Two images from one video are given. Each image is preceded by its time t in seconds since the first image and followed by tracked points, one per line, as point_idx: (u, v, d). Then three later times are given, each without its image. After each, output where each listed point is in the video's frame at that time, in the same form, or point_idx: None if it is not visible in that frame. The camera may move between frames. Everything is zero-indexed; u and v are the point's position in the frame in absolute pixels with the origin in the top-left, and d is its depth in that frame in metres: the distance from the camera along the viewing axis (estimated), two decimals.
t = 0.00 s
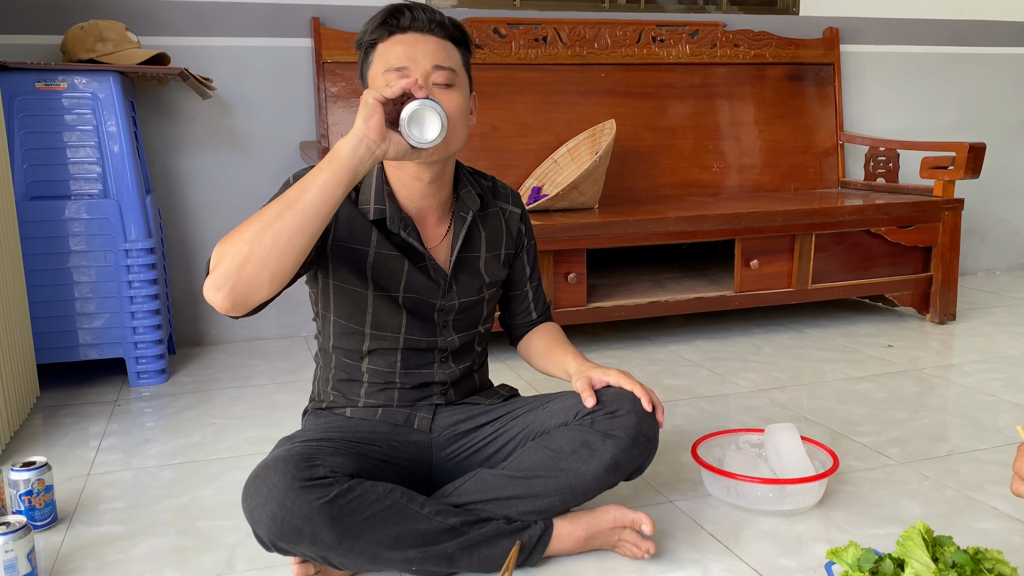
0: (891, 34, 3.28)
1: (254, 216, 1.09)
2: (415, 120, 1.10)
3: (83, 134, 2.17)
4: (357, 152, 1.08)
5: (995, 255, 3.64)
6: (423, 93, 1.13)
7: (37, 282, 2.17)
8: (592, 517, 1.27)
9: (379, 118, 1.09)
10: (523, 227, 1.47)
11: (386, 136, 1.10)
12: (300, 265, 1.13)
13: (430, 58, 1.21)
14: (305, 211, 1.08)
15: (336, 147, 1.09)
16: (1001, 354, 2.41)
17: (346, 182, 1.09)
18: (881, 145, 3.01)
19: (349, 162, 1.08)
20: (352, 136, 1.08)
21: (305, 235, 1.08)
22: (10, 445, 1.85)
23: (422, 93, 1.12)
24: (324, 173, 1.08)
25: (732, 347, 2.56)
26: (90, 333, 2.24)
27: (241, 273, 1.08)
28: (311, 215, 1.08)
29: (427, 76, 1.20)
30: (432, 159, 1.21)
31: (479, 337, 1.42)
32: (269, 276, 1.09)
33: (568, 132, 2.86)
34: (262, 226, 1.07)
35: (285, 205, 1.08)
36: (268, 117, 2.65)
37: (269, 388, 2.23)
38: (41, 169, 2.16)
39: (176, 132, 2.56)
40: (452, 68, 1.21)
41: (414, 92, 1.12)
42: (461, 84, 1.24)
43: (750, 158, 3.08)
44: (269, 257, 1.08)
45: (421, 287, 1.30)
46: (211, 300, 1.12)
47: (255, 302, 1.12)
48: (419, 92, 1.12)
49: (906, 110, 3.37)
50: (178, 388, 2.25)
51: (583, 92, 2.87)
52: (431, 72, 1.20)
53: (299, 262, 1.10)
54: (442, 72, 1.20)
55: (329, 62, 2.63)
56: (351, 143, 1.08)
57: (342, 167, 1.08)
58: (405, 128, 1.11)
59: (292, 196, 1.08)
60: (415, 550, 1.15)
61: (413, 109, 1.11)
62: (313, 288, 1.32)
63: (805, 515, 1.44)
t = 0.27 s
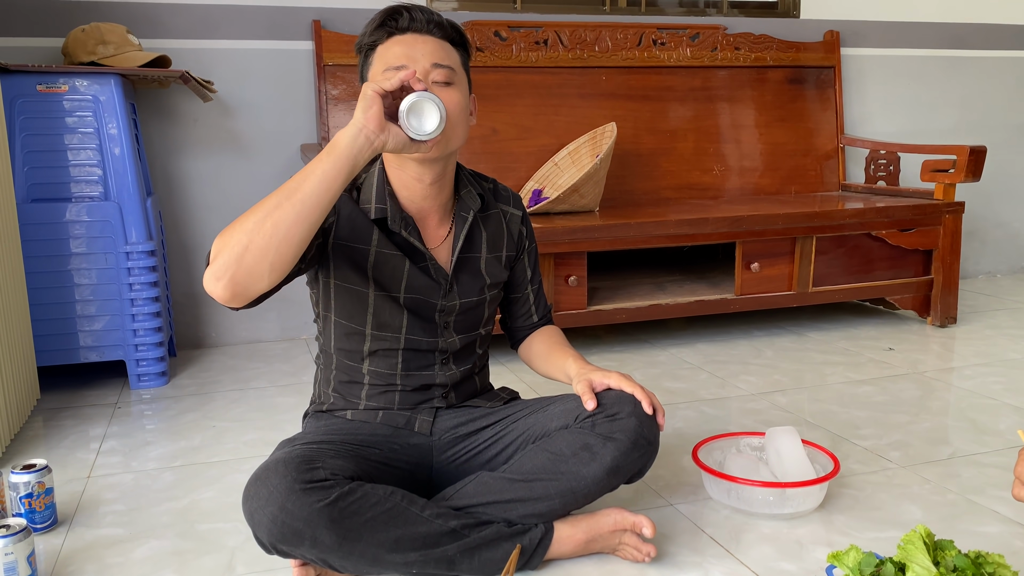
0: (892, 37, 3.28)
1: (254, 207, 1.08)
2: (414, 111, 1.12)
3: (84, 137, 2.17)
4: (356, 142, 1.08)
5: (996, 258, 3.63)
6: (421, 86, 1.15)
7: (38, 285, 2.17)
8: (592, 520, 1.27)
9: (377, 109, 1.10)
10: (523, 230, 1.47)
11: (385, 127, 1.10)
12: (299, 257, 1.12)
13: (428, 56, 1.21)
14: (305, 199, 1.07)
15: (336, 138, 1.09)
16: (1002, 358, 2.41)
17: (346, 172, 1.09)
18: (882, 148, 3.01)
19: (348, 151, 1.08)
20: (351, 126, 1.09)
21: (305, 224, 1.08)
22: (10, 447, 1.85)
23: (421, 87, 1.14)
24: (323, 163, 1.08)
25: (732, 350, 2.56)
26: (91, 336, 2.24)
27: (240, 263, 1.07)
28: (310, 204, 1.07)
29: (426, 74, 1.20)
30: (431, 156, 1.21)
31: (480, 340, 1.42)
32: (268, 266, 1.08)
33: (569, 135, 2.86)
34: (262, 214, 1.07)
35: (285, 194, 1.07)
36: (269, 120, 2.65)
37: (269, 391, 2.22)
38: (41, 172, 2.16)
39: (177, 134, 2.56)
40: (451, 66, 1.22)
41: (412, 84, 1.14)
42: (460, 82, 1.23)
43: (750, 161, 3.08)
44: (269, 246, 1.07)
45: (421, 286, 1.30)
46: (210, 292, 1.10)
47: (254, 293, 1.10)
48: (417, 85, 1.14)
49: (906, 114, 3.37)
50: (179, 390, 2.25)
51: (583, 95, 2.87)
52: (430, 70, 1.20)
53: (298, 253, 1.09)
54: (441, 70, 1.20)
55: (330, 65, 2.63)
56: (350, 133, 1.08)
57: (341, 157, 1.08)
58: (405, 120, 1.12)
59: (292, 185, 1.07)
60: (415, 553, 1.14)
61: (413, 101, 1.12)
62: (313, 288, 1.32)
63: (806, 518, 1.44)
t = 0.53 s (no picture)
0: (893, 39, 3.28)
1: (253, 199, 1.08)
2: (412, 103, 1.11)
3: (85, 138, 2.17)
4: (354, 134, 1.08)
5: (996, 260, 3.63)
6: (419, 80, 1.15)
7: (37, 285, 2.17)
8: (593, 522, 1.27)
9: (374, 102, 1.10)
10: (524, 230, 1.47)
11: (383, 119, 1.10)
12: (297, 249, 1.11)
13: (426, 54, 1.21)
14: (303, 190, 1.07)
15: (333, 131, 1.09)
16: (1003, 360, 2.40)
17: (344, 164, 1.09)
18: (882, 150, 3.01)
19: (346, 142, 1.08)
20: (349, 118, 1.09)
21: (304, 215, 1.07)
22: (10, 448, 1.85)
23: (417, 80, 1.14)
24: (321, 154, 1.08)
25: (733, 351, 2.55)
26: (91, 337, 2.24)
27: (239, 254, 1.07)
28: (308, 196, 1.07)
29: (424, 73, 1.20)
30: (429, 154, 1.20)
31: (481, 341, 1.42)
32: (266, 257, 1.07)
33: (570, 136, 2.86)
34: (260, 206, 1.06)
35: (283, 186, 1.07)
36: (270, 121, 2.65)
37: (269, 392, 2.22)
38: (42, 172, 2.16)
39: (178, 135, 2.56)
40: (449, 65, 1.21)
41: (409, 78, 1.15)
42: (458, 80, 1.23)
43: (751, 162, 3.08)
44: (267, 238, 1.06)
45: (422, 286, 1.30)
46: (208, 285, 1.10)
47: (253, 286, 1.10)
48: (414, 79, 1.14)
49: (907, 115, 3.37)
50: (179, 391, 2.25)
51: (584, 96, 2.87)
52: (428, 68, 1.20)
53: (297, 244, 1.09)
54: (439, 68, 1.20)
55: (331, 66, 2.63)
56: (348, 124, 1.08)
57: (339, 149, 1.08)
58: (404, 114, 1.12)
59: (290, 177, 1.07)
60: (416, 554, 1.14)
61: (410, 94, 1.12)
62: (313, 288, 1.32)
63: (807, 520, 1.44)
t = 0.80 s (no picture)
0: (894, 39, 3.28)
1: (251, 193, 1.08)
2: (410, 99, 1.11)
3: (85, 137, 2.17)
4: (352, 129, 1.08)
5: (997, 261, 3.63)
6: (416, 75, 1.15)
7: (38, 285, 2.17)
8: (593, 523, 1.27)
9: (372, 96, 1.10)
10: (524, 229, 1.47)
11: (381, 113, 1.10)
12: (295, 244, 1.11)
13: (425, 53, 1.21)
14: (299, 185, 1.06)
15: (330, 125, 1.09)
16: (1004, 360, 2.40)
17: (342, 159, 1.08)
18: (883, 150, 3.01)
19: (344, 137, 1.08)
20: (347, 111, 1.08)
21: (301, 209, 1.07)
22: (10, 448, 1.85)
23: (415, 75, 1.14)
24: (319, 148, 1.07)
25: (733, 352, 2.55)
26: (91, 336, 2.24)
27: (237, 248, 1.06)
28: (305, 190, 1.07)
29: (423, 71, 1.20)
30: (428, 151, 1.20)
31: (481, 340, 1.42)
32: (264, 251, 1.07)
33: (570, 137, 2.86)
34: (258, 199, 1.06)
35: (281, 180, 1.07)
36: (270, 121, 2.65)
37: (269, 392, 2.22)
38: (42, 172, 2.16)
39: (179, 135, 2.56)
40: (448, 63, 1.21)
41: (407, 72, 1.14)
42: (458, 79, 1.23)
43: (752, 162, 3.07)
44: (264, 232, 1.06)
45: (421, 284, 1.30)
46: (206, 280, 1.10)
47: (251, 280, 1.10)
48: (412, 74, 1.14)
49: (908, 116, 3.37)
50: (179, 391, 2.25)
51: (585, 96, 2.87)
52: (427, 66, 1.20)
53: (294, 239, 1.09)
54: (438, 67, 1.20)
55: (332, 66, 2.63)
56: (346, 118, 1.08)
57: (337, 143, 1.08)
58: (402, 110, 1.11)
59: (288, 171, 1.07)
60: (416, 554, 1.14)
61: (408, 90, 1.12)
62: (313, 288, 1.32)
63: (807, 521, 1.44)
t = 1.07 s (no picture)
0: (894, 40, 3.28)
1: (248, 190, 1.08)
2: (407, 95, 1.11)
3: (86, 137, 2.17)
4: (349, 126, 1.08)
5: (997, 261, 3.63)
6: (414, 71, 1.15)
7: (38, 284, 2.17)
8: (593, 523, 1.27)
9: (369, 93, 1.10)
10: (523, 229, 1.47)
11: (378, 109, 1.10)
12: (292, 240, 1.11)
13: (423, 52, 1.21)
14: (296, 181, 1.06)
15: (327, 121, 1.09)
16: (1004, 361, 2.40)
17: (339, 155, 1.08)
18: (884, 151, 3.00)
19: (341, 133, 1.08)
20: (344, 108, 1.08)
21: (298, 205, 1.07)
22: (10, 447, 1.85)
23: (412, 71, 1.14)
24: (316, 144, 1.07)
25: (734, 352, 2.55)
26: (91, 336, 2.24)
27: (234, 245, 1.06)
28: (303, 186, 1.06)
29: (421, 70, 1.19)
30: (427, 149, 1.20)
31: (480, 340, 1.42)
32: (261, 248, 1.07)
33: (571, 137, 2.86)
34: (255, 195, 1.06)
35: (278, 176, 1.07)
36: (271, 121, 2.65)
37: (269, 391, 2.22)
38: (43, 171, 2.16)
39: (179, 135, 2.56)
40: (446, 62, 1.21)
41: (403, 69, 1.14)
42: (456, 78, 1.23)
43: (752, 163, 3.07)
44: (261, 228, 1.06)
45: (420, 283, 1.30)
46: (203, 276, 1.10)
47: (248, 277, 1.10)
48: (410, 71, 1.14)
49: (908, 116, 3.37)
50: (179, 390, 2.25)
51: (585, 96, 2.87)
52: (425, 65, 1.20)
53: (291, 235, 1.09)
54: (436, 66, 1.20)
55: (332, 66, 2.63)
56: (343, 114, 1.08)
57: (334, 139, 1.08)
58: (399, 106, 1.11)
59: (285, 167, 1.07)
60: (416, 554, 1.14)
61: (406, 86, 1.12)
62: (312, 288, 1.32)
63: (807, 522, 1.44)
